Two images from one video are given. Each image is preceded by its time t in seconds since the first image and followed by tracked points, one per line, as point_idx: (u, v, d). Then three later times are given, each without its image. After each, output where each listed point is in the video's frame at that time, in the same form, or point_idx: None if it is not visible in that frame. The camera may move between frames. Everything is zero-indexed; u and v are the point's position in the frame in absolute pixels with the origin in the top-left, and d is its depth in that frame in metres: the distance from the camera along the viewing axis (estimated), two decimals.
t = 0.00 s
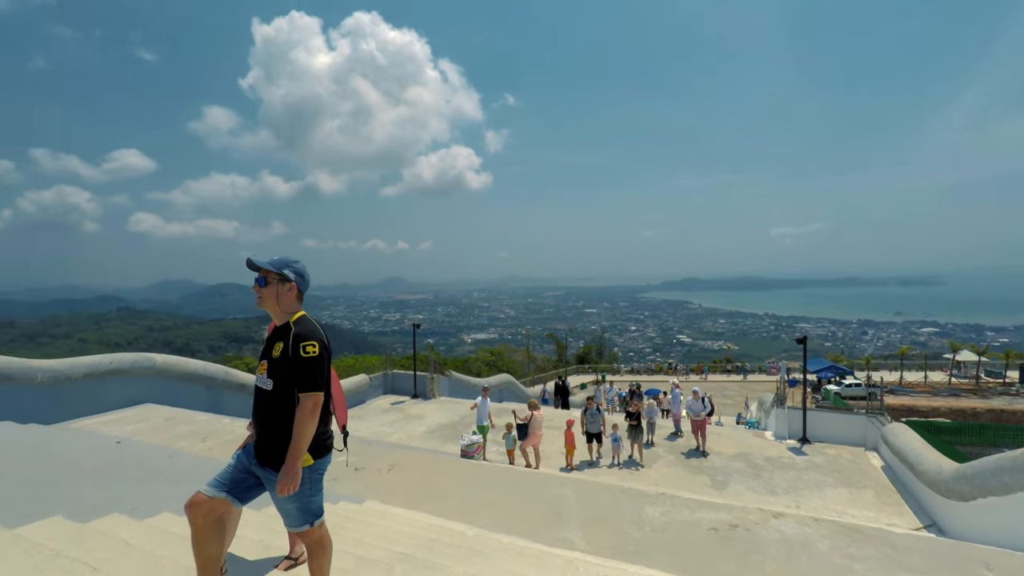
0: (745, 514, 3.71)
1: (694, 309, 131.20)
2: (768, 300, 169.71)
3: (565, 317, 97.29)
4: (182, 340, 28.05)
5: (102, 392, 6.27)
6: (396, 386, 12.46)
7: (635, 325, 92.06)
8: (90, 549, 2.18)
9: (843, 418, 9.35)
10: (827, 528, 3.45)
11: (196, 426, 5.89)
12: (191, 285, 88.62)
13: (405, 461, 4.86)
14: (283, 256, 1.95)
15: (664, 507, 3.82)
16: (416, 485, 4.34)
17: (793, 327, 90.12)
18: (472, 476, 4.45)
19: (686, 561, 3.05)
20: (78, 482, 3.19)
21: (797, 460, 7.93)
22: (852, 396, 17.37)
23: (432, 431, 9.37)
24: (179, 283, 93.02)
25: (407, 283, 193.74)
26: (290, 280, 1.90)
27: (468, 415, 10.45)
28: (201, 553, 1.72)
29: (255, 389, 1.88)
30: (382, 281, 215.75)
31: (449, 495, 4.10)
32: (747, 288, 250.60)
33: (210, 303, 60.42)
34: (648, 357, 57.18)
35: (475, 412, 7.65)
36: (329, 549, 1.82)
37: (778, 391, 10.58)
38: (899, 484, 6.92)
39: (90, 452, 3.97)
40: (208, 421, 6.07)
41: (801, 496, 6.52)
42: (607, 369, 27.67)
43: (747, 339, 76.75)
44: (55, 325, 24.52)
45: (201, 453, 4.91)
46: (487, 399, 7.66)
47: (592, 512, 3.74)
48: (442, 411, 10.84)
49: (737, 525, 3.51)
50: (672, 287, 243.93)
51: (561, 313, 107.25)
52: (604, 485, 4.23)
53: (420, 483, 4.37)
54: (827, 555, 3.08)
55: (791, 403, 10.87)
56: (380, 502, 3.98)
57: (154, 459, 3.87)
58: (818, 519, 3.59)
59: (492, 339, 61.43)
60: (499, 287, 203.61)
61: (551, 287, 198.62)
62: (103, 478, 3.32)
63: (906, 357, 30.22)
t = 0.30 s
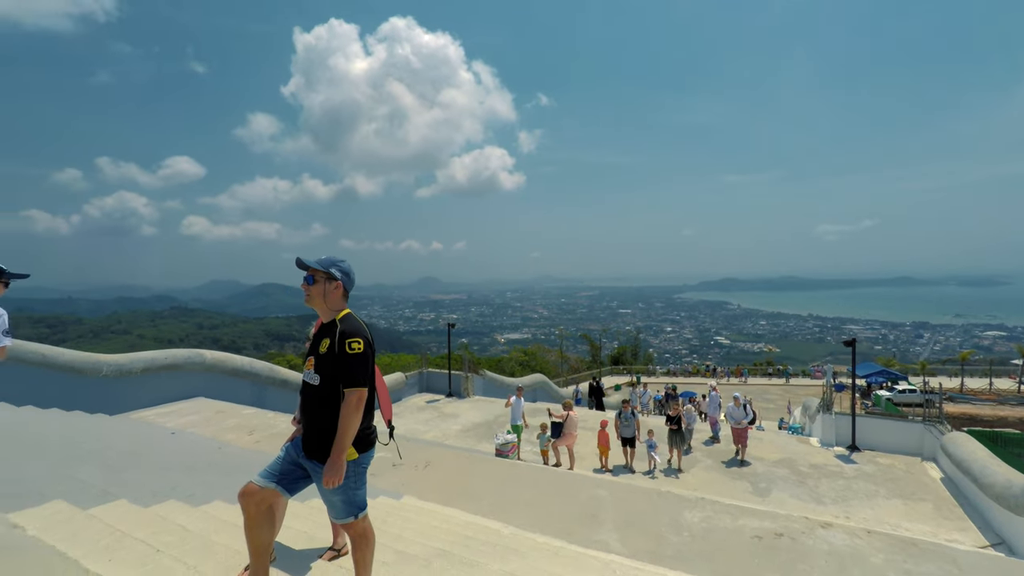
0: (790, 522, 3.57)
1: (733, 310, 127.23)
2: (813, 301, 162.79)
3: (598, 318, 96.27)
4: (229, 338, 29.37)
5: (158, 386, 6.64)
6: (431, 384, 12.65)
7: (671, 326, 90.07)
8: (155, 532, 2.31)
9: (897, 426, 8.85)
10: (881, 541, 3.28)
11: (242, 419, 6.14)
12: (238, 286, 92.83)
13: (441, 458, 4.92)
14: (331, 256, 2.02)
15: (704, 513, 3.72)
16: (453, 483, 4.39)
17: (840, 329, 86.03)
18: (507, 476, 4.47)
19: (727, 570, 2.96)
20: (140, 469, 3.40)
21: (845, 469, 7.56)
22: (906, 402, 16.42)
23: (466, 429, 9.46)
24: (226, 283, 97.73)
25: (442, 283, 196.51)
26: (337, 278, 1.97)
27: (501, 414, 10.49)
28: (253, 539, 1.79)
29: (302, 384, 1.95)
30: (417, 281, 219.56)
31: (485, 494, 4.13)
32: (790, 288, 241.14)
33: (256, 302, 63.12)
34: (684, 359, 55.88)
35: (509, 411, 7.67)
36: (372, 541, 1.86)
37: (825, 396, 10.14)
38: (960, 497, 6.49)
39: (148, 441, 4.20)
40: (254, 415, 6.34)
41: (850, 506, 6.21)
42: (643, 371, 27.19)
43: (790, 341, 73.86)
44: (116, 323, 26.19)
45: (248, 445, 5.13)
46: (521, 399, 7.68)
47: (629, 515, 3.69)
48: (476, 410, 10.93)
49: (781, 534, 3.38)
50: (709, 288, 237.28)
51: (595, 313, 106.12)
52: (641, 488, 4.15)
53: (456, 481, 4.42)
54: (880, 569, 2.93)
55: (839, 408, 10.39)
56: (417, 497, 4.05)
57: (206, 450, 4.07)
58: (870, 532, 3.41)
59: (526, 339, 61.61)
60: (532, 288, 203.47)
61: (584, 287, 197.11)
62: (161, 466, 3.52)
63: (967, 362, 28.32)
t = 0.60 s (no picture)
0: (839, 534, 3.40)
1: (774, 311, 122.78)
2: (862, 302, 155.11)
3: (632, 318, 94.80)
4: (272, 336, 30.51)
5: (208, 381, 6.97)
6: (465, 383, 12.78)
7: (708, 327, 87.74)
8: (206, 519, 2.42)
9: (957, 436, 8.31)
10: (941, 558, 3.09)
11: (285, 415, 6.37)
12: (279, 286, 96.40)
13: (476, 457, 4.96)
14: (374, 256, 2.06)
15: (746, 520, 3.60)
16: (488, 481, 4.41)
17: (891, 332, 81.63)
18: (541, 476, 4.46)
19: None
20: (193, 459, 3.58)
21: (899, 479, 7.16)
22: (966, 410, 15.41)
23: (500, 429, 9.50)
24: (269, 283, 101.72)
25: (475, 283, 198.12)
26: (380, 277, 2.01)
27: (535, 414, 10.48)
28: (300, 530, 1.85)
29: (347, 380, 2.00)
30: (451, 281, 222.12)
31: (520, 493, 4.13)
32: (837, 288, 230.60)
33: (296, 301, 65.33)
34: (722, 361, 54.31)
35: (543, 410, 7.66)
36: (413, 536, 1.89)
37: (876, 402, 9.64)
38: None
39: (199, 433, 4.42)
40: (296, 410, 6.57)
41: (905, 520, 5.88)
42: (679, 373, 26.60)
43: (836, 343, 70.64)
44: (169, 321, 27.65)
45: (291, 440, 5.31)
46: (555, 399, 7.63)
47: (667, 520, 3.61)
48: (509, 409, 10.95)
49: (830, 546, 3.23)
50: (749, 288, 229.87)
51: (629, 313, 104.55)
52: (679, 492, 4.06)
53: (490, 480, 4.44)
54: None
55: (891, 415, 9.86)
56: (452, 495, 4.10)
57: (253, 443, 4.25)
58: (928, 548, 3.21)
59: (558, 339, 61.30)
60: (565, 288, 202.31)
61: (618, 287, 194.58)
62: (211, 457, 3.69)
63: None
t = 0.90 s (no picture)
0: (889, 548, 3.24)
1: (816, 312, 118.04)
2: (911, 303, 147.25)
3: (665, 319, 93.03)
4: (308, 334, 31.42)
5: (250, 377, 7.26)
6: (496, 383, 12.82)
7: (745, 328, 85.18)
8: (251, 511, 2.52)
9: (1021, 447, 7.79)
10: None
11: (322, 411, 6.55)
12: (316, 285, 99.26)
13: (508, 456, 4.98)
14: (412, 256, 2.09)
15: (787, 529, 3.48)
16: (520, 481, 4.42)
17: (944, 335, 77.15)
18: (573, 477, 4.43)
19: None
20: (238, 452, 3.74)
21: (956, 492, 6.75)
22: None
23: (531, 428, 9.50)
24: (306, 283, 104.91)
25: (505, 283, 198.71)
26: (417, 278, 2.04)
27: (566, 415, 10.42)
28: (339, 524, 1.89)
29: (385, 378, 2.03)
30: (482, 281, 223.20)
31: (552, 494, 4.12)
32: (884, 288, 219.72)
33: (331, 301, 67.07)
34: (760, 363, 52.59)
35: (574, 411, 7.61)
36: (448, 534, 1.91)
37: (928, 409, 9.14)
38: None
39: (243, 427, 4.61)
40: (332, 407, 6.74)
41: (962, 535, 5.53)
42: (714, 375, 25.91)
43: (882, 346, 67.33)
44: (213, 319, 28.87)
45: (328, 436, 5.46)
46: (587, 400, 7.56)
47: (703, 526, 3.52)
48: (540, 410, 10.92)
49: (879, 560, 3.09)
50: (789, 288, 221.90)
51: (661, 314, 102.62)
52: (716, 498, 3.96)
53: (522, 480, 4.45)
54: None
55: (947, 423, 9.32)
56: (484, 494, 4.12)
57: (293, 437, 4.40)
58: (989, 567, 3.02)
59: (589, 339, 60.76)
60: (597, 287, 199.95)
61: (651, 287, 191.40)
62: (255, 450, 3.84)
63: None
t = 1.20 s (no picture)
0: (947, 565, 3.06)
1: (863, 313, 112.48)
2: (970, 305, 138.38)
3: (700, 320, 90.75)
4: (345, 333, 32.28)
5: (291, 373, 7.53)
6: (528, 383, 12.83)
7: (786, 330, 82.10)
8: (293, 503, 2.60)
9: None
10: None
11: (358, 408, 6.72)
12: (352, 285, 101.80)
13: (541, 456, 4.97)
14: (446, 256, 2.11)
15: (834, 539, 3.33)
16: (552, 481, 4.41)
17: (1006, 339, 72.11)
18: (606, 479, 4.38)
19: None
20: (280, 446, 3.88)
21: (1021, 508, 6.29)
22: None
23: (564, 429, 9.44)
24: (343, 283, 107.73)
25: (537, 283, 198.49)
26: (451, 277, 2.05)
27: (599, 416, 10.32)
28: (379, 519, 1.93)
29: (423, 376, 2.07)
30: (514, 281, 223.63)
31: (585, 495, 4.09)
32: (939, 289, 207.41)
33: (367, 300, 68.63)
34: (802, 367, 50.52)
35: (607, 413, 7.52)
36: (485, 532, 1.92)
37: (991, 418, 8.57)
38: None
39: (285, 421, 4.78)
40: (368, 404, 6.89)
41: None
42: (753, 378, 25.09)
43: (936, 350, 63.53)
44: (256, 317, 30.06)
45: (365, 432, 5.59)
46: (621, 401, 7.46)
47: (744, 534, 3.41)
48: (573, 410, 10.85)
49: None
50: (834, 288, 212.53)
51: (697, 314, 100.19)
52: (756, 504, 3.83)
53: (555, 480, 4.43)
54: None
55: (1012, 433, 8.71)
56: (517, 493, 4.13)
57: (331, 433, 4.51)
58: None
59: (622, 340, 59.93)
60: (630, 287, 196.94)
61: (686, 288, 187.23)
62: (296, 445, 3.98)
63: None
